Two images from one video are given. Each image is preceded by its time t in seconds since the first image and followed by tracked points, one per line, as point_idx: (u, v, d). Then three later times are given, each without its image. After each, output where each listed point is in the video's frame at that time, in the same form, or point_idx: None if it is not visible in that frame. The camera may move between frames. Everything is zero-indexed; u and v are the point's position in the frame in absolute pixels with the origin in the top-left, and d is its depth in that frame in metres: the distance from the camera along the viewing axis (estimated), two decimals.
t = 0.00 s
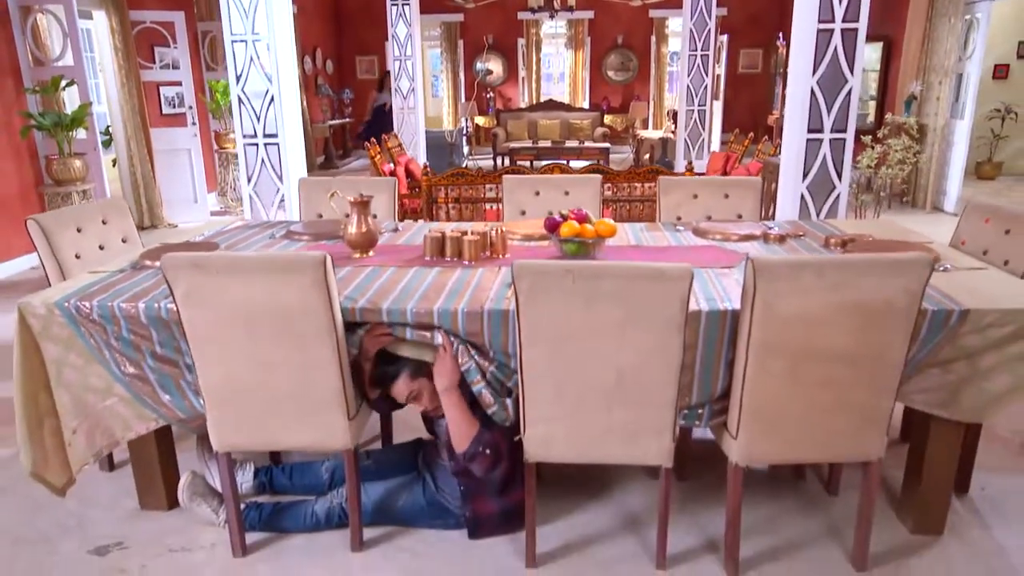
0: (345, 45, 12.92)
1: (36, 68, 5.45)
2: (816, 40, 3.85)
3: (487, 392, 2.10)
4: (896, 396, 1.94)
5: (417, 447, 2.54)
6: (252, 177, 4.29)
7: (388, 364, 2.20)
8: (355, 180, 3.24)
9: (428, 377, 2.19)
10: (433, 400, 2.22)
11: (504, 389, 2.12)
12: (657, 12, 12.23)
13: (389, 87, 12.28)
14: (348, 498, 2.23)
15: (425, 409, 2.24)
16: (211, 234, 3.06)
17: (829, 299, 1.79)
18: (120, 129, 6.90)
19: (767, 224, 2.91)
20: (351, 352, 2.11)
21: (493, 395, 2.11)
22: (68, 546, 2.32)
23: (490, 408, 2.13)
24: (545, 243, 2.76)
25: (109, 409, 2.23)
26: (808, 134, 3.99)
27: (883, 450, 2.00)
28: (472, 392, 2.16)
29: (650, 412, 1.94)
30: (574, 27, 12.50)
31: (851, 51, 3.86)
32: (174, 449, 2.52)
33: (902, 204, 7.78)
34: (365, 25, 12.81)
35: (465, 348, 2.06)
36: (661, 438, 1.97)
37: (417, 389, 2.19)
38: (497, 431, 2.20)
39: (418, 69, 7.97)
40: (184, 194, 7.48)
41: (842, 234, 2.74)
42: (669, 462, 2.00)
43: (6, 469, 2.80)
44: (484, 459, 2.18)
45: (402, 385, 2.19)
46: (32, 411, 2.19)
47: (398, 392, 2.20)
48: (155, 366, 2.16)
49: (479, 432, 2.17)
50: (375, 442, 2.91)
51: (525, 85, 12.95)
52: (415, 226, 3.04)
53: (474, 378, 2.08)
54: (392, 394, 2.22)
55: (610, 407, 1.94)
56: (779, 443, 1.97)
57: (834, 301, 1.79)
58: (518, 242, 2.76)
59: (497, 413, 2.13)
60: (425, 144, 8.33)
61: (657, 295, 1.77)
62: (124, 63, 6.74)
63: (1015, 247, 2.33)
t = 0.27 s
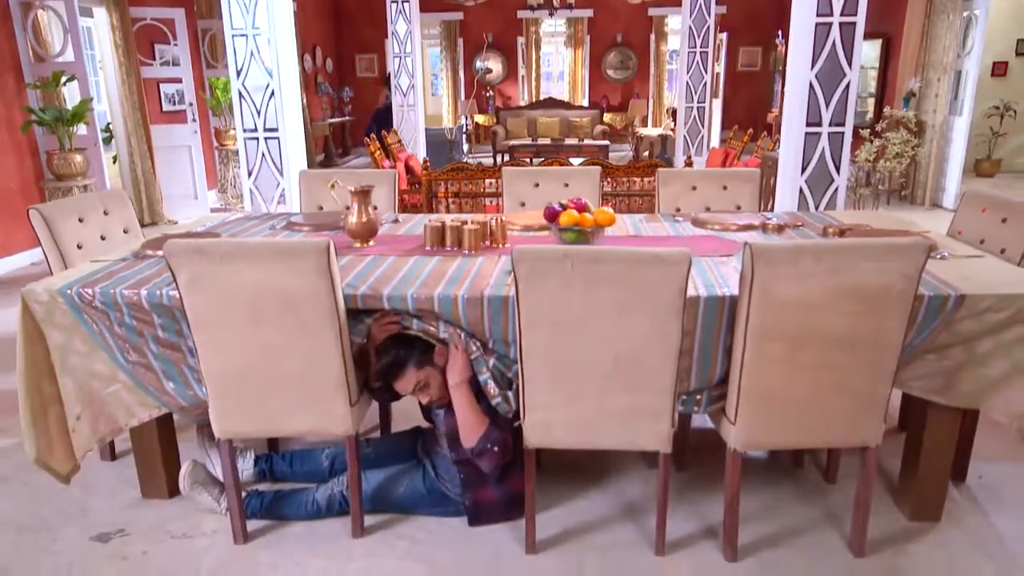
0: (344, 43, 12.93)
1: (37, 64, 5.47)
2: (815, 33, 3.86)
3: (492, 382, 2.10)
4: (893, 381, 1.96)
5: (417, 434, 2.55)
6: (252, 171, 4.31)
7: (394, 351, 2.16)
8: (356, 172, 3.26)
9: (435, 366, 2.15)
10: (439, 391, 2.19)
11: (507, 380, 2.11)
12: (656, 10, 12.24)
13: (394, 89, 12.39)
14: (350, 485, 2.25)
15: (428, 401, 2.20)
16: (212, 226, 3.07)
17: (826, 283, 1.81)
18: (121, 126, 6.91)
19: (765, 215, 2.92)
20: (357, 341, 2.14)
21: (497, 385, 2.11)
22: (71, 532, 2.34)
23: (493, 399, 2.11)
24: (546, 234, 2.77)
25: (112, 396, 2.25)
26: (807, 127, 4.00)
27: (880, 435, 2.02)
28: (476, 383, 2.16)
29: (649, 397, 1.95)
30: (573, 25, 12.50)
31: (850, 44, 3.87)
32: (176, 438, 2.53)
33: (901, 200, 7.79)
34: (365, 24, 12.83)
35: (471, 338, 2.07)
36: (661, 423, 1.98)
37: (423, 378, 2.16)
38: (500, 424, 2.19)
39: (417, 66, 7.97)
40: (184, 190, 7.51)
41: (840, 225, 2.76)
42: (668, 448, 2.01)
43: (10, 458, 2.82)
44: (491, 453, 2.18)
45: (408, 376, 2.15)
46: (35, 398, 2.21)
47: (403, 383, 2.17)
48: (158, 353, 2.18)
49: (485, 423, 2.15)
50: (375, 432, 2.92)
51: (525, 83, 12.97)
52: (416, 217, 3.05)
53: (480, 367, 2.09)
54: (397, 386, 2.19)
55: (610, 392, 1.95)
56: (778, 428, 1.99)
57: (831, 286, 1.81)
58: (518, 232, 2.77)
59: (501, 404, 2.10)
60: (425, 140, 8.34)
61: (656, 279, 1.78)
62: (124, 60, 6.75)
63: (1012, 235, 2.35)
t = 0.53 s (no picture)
0: (344, 43, 12.94)
1: (38, 61, 5.48)
2: (814, 29, 3.87)
3: (494, 378, 2.11)
4: (892, 368, 1.97)
5: (417, 424, 2.55)
6: (253, 166, 4.31)
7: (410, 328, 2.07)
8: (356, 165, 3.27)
9: (447, 346, 2.09)
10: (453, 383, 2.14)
11: (510, 375, 2.12)
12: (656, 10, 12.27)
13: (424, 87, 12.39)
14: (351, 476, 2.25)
15: (434, 383, 2.12)
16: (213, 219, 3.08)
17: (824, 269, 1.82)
18: (121, 124, 6.92)
19: (765, 208, 2.93)
20: (359, 335, 2.14)
21: (499, 381, 2.12)
22: (72, 521, 2.35)
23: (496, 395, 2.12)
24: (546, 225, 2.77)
25: (113, 385, 2.26)
26: (806, 122, 4.02)
27: (879, 422, 2.03)
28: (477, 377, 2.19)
29: (649, 384, 1.96)
30: (573, 25, 12.52)
31: (849, 40, 3.88)
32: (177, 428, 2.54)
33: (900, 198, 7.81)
34: (365, 23, 12.84)
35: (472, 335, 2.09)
36: (661, 411, 1.99)
37: (435, 357, 2.09)
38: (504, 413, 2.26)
39: (418, 64, 7.98)
40: (185, 188, 7.54)
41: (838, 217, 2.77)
42: (668, 435, 2.02)
43: (11, 449, 2.82)
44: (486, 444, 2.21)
45: (422, 353, 2.06)
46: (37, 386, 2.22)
47: (414, 363, 2.08)
48: (160, 342, 2.18)
49: (487, 415, 2.19)
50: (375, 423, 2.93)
51: (525, 82, 12.98)
52: (416, 210, 3.06)
53: (479, 365, 2.09)
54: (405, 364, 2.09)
55: (610, 379, 1.96)
56: (777, 414, 1.99)
57: (829, 272, 1.82)
58: (519, 224, 2.78)
59: (503, 399, 2.12)
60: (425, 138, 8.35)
61: (656, 265, 1.79)
62: (125, 58, 6.76)
63: (1011, 225, 2.36)
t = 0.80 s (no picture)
0: (345, 43, 12.96)
1: (40, 58, 5.50)
2: (814, 23, 3.88)
3: (492, 361, 2.12)
4: (892, 355, 1.97)
5: (417, 413, 2.53)
6: (254, 160, 4.32)
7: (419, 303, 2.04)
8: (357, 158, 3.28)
9: (449, 326, 2.09)
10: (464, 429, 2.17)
11: (510, 358, 2.12)
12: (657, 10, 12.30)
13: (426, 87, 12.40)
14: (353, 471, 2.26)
15: (439, 363, 2.09)
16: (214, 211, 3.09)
17: (824, 254, 1.82)
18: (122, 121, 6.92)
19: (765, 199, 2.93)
20: (362, 345, 2.18)
21: (497, 363, 2.13)
22: (72, 510, 2.35)
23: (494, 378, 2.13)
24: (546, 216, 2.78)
25: (113, 374, 2.26)
26: (806, 116, 4.02)
27: (879, 409, 2.03)
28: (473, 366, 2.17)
29: (649, 371, 1.96)
30: (573, 24, 12.54)
31: (849, 34, 3.89)
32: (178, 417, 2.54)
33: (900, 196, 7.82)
34: (365, 23, 12.86)
35: (468, 321, 2.10)
36: (661, 397, 1.99)
37: (441, 336, 2.07)
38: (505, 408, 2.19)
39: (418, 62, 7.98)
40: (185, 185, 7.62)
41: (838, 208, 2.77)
42: (668, 422, 2.02)
43: (11, 440, 2.82)
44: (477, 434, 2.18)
45: (430, 331, 2.04)
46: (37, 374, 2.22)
47: (420, 342, 2.04)
48: (159, 332, 2.19)
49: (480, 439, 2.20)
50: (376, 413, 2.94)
51: (526, 82, 12.99)
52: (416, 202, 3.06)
53: (477, 349, 2.12)
54: (408, 343, 2.05)
55: (610, 365, 1.96)
56: (777, 400, 1.99)
57: (829, 257, 1.83)
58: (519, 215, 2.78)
59: (501, 382, 2.12)
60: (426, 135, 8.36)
61: (656, 250, 1.80)
62: (126, 55, 6.78)
63: (1011, 214, 2.36)
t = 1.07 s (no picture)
0: (346, 43, 12.98)
1: (41, 55, 5.51)
2: (814, 19, 3.89)
3: (489, 346, 2.08)
4: (892, 344, 1.97)
5: (417, 405, 2.50)
6: (255, 157, 4.32)
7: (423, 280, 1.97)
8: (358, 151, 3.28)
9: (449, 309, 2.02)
10: (455, 525, 2.02)
11: (509, 344, 2.09)
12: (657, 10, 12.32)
13: (441, 85, 12.27)
14: (353, 469, 2.27)
15: (439, 344, 1.99)
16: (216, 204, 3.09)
17: (823, 242, 1.82)
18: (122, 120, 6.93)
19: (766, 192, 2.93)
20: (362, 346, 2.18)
21: (495, 349, 2.08)
22: (72, 501, 2.35)
23: (491, 364, 2.08)
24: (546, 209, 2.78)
25: (112, 364, 2.26)
26: (807, 112, 4.02)
27: (880, 398, 2.02)
28: (469, 354, 2.09)
29: (650, 359, 1.96)
30: (574, 25, 12.55)
31: (849, 29, 3.89)
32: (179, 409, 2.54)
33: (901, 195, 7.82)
34: (366, 24, 12.87)
35: (465, 306, 2.08)
36: (661, 385, 1.99)
37: (444, 317, 1.98)
38: (502, 402, 2.07)
39: (419, 61, 7.99)
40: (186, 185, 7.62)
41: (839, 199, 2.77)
42: (669, 411, 2.02)
43: (11, 432, 2.82)
44: (468, 424, 2.17)
45: (433, 309, 1.94)
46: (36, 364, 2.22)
47: (421, 319, 1.94)
48: (159, 322, 2.19)
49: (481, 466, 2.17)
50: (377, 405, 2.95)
51: (526, 82, 13.01)
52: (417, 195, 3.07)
53: (475, 333, 2.08)
54: (410, 320, 1.95)
55: (610, 353, 1.96)
56: (777, 390, 1.99)
57: (829, 245, 1.83)
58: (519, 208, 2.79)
59: (499, 366, 2.06)
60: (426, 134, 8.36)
61: (657, 237, 1.80)
62: (127, 54, 6.79)
63: (1011, 204, 2.37)
